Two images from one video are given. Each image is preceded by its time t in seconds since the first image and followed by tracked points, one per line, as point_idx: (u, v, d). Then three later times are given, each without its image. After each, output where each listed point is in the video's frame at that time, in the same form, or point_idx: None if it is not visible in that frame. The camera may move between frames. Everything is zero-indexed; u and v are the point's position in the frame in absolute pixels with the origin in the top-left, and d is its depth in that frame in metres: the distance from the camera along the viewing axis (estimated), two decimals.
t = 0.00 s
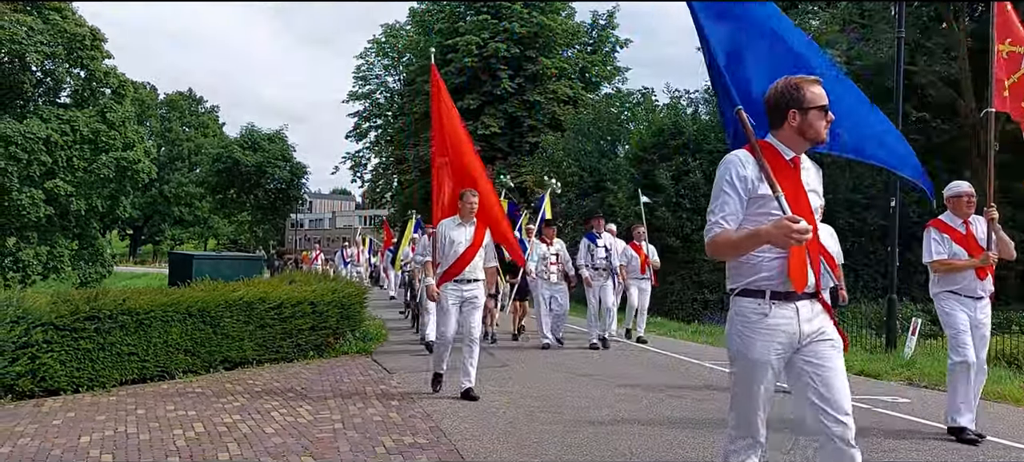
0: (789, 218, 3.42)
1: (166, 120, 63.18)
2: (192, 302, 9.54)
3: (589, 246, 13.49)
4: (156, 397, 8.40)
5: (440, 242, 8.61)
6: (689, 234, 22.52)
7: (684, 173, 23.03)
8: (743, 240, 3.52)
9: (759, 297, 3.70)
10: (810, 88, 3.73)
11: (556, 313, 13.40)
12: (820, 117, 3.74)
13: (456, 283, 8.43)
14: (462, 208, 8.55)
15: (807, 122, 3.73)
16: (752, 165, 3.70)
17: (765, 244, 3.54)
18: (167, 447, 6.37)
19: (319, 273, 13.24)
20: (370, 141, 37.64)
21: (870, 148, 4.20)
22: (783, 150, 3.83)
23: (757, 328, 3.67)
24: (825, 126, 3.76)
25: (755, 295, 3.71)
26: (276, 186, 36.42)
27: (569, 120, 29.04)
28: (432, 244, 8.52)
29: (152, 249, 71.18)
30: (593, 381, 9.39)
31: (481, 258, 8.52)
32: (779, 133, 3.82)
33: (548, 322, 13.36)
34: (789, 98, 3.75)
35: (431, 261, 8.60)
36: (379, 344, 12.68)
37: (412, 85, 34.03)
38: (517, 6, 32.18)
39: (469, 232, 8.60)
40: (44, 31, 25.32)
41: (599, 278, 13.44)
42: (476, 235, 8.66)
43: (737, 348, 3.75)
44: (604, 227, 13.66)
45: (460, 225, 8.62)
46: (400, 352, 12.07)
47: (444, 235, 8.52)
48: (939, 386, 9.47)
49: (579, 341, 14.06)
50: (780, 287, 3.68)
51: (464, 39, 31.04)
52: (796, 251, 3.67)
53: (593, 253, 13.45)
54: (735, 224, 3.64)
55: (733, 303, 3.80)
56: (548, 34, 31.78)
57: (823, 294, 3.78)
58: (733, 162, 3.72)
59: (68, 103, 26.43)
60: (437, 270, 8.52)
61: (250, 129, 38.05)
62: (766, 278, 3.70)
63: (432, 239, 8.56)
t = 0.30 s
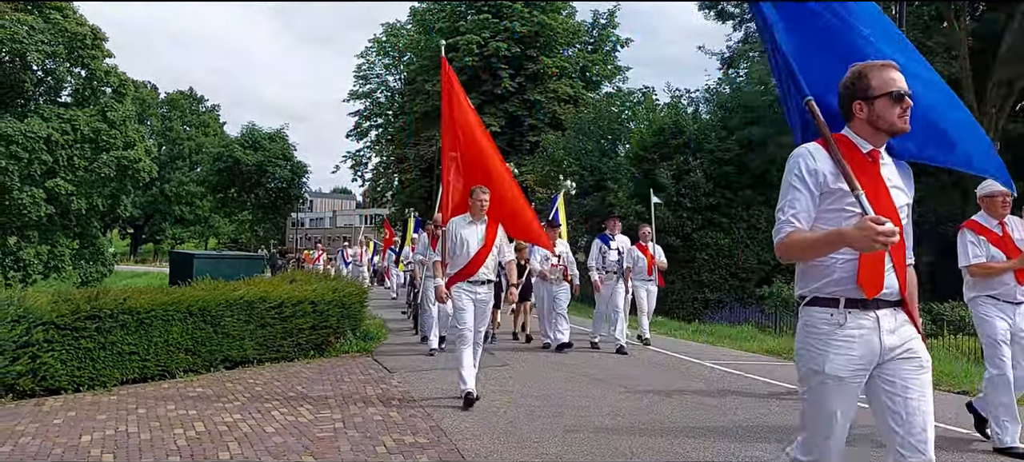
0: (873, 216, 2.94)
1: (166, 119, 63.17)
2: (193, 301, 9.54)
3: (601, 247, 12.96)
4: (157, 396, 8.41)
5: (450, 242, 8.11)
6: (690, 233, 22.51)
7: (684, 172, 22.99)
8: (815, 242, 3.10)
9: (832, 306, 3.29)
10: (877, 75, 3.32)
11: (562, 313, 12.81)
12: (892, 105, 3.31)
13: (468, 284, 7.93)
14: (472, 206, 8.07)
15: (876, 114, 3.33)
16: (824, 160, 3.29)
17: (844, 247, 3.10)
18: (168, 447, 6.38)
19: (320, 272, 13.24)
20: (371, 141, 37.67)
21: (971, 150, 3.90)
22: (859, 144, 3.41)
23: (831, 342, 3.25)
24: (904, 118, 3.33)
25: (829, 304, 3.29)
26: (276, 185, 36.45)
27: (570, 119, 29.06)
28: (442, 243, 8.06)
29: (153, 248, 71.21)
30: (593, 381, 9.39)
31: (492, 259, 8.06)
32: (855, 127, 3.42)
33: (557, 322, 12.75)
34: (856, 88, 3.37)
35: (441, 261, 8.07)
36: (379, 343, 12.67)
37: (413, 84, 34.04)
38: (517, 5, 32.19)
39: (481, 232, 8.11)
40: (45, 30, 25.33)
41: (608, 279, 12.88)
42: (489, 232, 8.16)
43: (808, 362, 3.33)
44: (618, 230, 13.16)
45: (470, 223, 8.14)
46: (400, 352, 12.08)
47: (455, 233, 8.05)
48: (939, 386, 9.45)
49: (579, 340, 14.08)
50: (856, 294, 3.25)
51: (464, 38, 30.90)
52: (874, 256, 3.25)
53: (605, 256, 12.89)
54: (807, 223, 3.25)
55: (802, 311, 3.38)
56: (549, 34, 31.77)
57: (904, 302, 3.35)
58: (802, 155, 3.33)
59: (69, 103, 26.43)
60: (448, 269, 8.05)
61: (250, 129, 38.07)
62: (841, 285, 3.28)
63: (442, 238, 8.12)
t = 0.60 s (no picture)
0: (947, 208, 2.75)
1: (167, 120, 63.17)
2: (193, 302, 9.55)
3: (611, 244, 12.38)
4: (157, 397, 8.42)
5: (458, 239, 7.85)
6: (690, 233, 22.52)
7: (684, 172, 22.98)
8: (882, 238, 2.90)
9: (915, 303, 3.06)
10: (941, 50, 3.09)
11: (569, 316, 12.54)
12: (958, 82, 3.07)
13: (477, 282, 7.69)
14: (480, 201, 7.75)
15: (942, 93, 3.10)
16: (893, 145, 3.10)
17: (916, 243, 2.90)
18: (168, 447, 6.39)
19: (319, 272, 13.24)
20: (371, 141, 37.71)
21: (1003, 140, 3.61)
22: (935, 128, 3.17)
23: (917, 335, 3.02)
24: (975, 96, 3.08)
25: (904, 299, 3.08)
26: (276, 186, 36.46)
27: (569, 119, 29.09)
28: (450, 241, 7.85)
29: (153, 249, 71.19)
30: (593, 381, 9.41)
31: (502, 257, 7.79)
32: (923, 110, 3.20)
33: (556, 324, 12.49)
34: (918, 66, 3.16)
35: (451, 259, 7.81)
36: (379, 344, 12.67)
37: (413, 84, 34.08)
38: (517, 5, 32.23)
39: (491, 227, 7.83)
40: (45, 31, 25.36)
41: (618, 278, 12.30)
42: (497, 229, 7.87)
43: (888, 364, 3.10)
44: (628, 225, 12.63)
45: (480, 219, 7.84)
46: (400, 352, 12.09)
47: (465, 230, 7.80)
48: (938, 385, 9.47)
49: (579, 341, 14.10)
50: (938, 290, 3.05)
51: (464, 39, 30.77)
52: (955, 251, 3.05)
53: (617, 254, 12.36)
54: (874, 216, 3.06)
55: (872, 314, 3.17)
56: (549, 34, 31.78)
57: (984, 305, 3.16)
58: (867, 141, 3.15)
59: (69, 103, 26.47)
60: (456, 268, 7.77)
61: (250, 129, 38.09)
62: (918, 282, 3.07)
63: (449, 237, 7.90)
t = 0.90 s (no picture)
0: None
1: (167, 120, 63.25)
2: (192, 303, 9.54)
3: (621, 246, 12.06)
4: (157, 397, 8.41)
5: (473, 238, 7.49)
6: (691, 233, 22.52)
7: (684, 172, 22.93)
8: (967, 253, 2.60)
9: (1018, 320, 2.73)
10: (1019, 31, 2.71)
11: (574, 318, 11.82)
12: None
13: (491, 285, 7.31)
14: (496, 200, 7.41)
15: None
16: (970, 146, 2.74)
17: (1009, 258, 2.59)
18: (169, 447, 6.38)
19: (319, 273, 13.22)
20: (371, 141, 37.72)
21: None
22: (1015, 121, 2.80)
23: None
24: None
25: (1007, 318, 2.73)
26: (276, 186, 36.46)
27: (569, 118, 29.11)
28: (465, 241, 7.43)
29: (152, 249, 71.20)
30: (595, 380, 9.45)
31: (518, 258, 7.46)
32: (1001, 100, 2.82)
33: (549, 325, 12.09)
34: (993, 55, 2.77)
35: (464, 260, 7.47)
36: (380, 344, 12.64)
37: (413, 84, 34.11)
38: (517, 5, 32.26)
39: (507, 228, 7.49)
40: (45, 31, 25.41)
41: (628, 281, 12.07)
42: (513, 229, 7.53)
43: (992, 394, 2.75)
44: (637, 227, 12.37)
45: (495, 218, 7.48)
46: (401, 352, 12.06)
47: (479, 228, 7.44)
48: (938, 386, 9.47)
49: (579, 340, 14.11)
50: None
51: (465, 39, 30.89)
52: None
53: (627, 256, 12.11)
54: (955, 231, 2.73)
55: (970, 333, 2.80)
56: (549, 34, 31.80)
57: None
58: (939, 144, 2.80)
59: (69, 103, 26.47)
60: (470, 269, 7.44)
61: (250, 129, 38.10)
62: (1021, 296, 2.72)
63: (463, 237, 7.50)
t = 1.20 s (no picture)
0: None
1: (166, 121, 63.26)
2: (192, 305, 9.53)
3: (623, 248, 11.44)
4: (157, 398, 8.40)
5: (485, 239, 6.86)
6: (691, 235, 22.37)
7: (684, 174, 22.87)
8: None
9: None
10: None
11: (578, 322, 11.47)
12: None
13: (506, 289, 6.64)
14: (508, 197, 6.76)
15: None
16: None
17: None
18: (169, 450, 6.38)
19: (319, 274, 13.20)
20: (371, 142, 37.76)
21: None
22: None
23: None
24: None
25: None
26: (276, 187, 36.46)
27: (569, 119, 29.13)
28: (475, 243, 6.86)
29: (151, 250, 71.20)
30: (595, 381, 9.49)
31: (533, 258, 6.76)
32: None
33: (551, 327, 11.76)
34: None
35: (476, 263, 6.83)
36: (380, 346, 12.62)
37: (413, 85, 34.12)
38: (518, 6, 32.26)
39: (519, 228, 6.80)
40: (46, 32, 25.46)
41: (638, 281, 11.53)
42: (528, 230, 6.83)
43: None
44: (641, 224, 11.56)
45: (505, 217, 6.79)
46: (401, 353, 12.05)
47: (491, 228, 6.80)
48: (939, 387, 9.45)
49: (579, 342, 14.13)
50: None
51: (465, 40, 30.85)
52: None
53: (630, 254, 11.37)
54: None
55: None
56: (549, 35, 31.83)
57: None
58: None
59: (69, 105, 26.46)
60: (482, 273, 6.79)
61: (250, 130, 38.11)
62: None
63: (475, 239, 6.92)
